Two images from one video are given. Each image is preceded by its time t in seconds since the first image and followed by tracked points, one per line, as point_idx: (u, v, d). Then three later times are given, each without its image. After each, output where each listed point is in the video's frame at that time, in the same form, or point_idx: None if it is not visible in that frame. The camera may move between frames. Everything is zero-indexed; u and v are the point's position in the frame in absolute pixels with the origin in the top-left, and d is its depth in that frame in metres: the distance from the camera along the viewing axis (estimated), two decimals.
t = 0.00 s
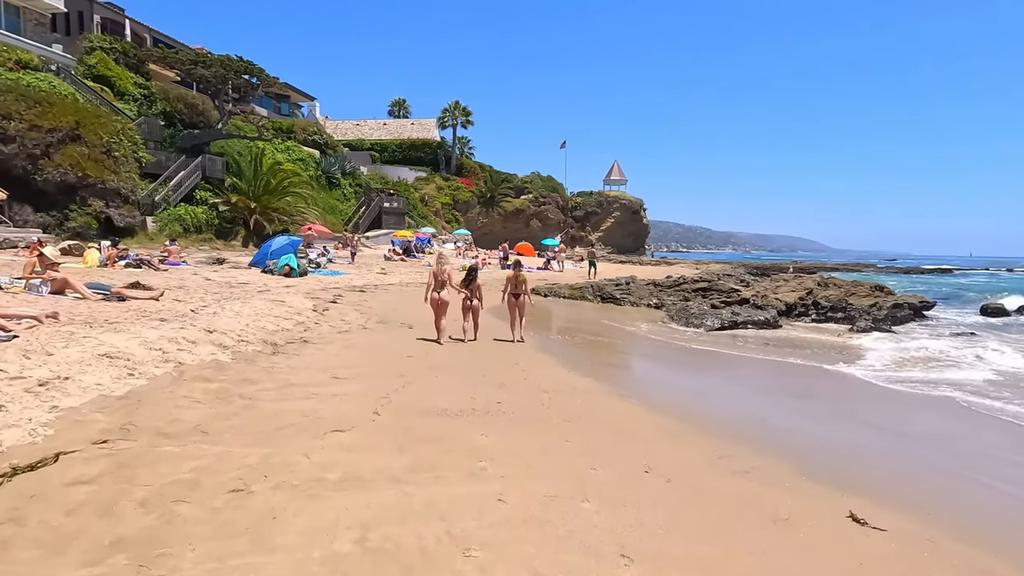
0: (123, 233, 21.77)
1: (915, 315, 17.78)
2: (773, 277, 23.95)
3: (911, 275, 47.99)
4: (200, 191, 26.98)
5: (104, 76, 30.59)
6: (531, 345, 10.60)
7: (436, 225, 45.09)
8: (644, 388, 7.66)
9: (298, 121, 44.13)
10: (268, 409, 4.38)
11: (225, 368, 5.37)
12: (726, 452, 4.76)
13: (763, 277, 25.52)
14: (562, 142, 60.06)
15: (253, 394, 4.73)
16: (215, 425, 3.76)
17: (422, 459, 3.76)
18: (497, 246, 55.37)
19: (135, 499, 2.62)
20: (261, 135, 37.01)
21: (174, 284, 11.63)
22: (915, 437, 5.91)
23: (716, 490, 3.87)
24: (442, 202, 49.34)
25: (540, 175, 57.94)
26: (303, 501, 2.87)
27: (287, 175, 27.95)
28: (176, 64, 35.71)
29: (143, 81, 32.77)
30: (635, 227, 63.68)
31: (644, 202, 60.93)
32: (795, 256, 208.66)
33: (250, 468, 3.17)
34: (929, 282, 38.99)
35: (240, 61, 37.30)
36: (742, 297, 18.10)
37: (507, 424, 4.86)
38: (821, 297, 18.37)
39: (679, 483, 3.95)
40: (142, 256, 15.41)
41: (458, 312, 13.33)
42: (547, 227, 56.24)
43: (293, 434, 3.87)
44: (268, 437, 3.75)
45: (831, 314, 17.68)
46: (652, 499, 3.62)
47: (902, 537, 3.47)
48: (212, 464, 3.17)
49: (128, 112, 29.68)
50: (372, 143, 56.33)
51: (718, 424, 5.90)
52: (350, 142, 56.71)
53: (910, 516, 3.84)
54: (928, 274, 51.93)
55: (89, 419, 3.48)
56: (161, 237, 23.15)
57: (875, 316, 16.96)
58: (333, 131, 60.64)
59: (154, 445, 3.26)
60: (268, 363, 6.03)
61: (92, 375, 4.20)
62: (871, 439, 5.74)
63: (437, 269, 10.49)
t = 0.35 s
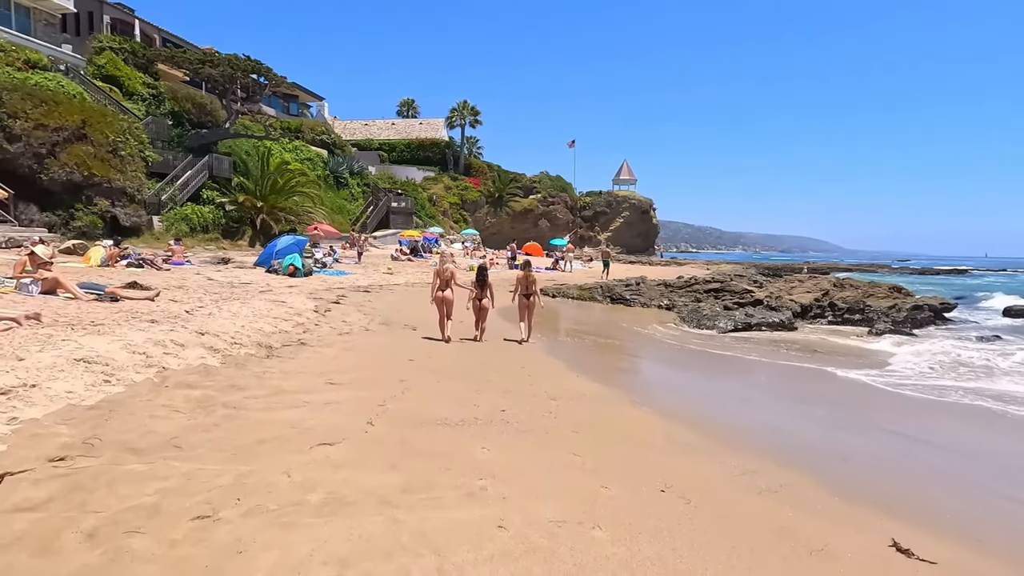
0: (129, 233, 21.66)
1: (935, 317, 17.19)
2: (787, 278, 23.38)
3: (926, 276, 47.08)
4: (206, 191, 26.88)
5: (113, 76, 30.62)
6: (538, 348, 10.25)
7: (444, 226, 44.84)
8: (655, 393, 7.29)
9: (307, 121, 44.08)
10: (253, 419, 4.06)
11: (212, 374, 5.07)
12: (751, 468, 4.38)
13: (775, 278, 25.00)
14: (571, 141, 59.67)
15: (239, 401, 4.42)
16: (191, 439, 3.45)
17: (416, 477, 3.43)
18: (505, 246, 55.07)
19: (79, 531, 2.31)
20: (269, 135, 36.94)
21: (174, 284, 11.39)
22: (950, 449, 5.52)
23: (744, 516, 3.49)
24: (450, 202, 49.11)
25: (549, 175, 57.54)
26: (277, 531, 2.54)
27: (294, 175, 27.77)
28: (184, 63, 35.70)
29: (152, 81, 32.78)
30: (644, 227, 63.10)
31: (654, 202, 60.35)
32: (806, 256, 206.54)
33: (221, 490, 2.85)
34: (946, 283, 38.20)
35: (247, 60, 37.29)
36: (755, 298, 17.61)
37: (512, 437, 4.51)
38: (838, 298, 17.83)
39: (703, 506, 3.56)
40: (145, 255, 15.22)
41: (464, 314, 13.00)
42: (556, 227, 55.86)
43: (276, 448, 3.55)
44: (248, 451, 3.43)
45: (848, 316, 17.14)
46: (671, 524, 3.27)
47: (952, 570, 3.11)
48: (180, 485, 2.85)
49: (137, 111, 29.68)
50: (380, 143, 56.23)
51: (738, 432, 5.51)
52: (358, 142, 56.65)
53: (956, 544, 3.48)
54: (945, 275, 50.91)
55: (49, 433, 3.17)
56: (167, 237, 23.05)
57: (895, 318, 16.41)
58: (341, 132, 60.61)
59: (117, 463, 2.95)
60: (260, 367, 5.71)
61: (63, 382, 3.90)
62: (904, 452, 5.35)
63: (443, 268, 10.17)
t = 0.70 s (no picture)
0: (134, 233, 21.53)
1: (955, 320, 16.64)
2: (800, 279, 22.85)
3: (941, 277, 46.25)
4: (212, 191, 26.74)
5: (120, 76, 30.58)
6: (546, 352, 9.91)
7: (451, 226, 44.58)
8: (667, 402, 6.92)
9: (314, 121, 43.96)
10: (237, 436, 3.75)
11: (200, 384, 4.76)
12: (779, 493, 4.02)
13: (788, 280, 24.44)
14: (578, 141, 59.23)
15: (225, 415, 4.12)
16: (166, 463, 3.14)
17: (412, 506, 3.10)
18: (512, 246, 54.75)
19: None
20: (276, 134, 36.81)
21: (174, 286, 11.13)
22: (987, 467, 5.16)
23: (777, 552, 3.14)
24: (457, 202, 48.84)
25: (556, 174, 57.11)
26: None
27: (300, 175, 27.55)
28: (190, 63, 35.61)
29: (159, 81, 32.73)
30: (653, 227, 62.55)
31: (662, 202, 59.79)
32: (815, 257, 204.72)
33: (191, 526, 2.53)
34: (961, 284, 37.45)
35: (253, 60, 37.18)
36: (768, 300, 17.16)
37: (519, 456, 4.16)
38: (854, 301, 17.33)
39: (730, 540, 3.21)
40: (147, 256, 15.03)
41: (470, 316, 12.67)
42: (563, 227, 55.47)
43: (259, 472, 3.23)
44: (227, 476, 3.12)
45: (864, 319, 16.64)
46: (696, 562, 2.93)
47: None
48: (144, 520, 2.53)
49: (143, 112, 29.62)
50: (387, 143, 56.08)
51: (759, 446, 5.15)
52: (365, 142, 56.51)
53: None
54: (960, 276, 50.00)
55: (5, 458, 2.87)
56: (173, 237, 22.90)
57: (913, 321, 15.89)
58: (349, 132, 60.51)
59: (76, 494, 2.65)
60: (253, 376, 5.41)
61: (31, 398, 3.60)
62: (938, 470, 4.98)
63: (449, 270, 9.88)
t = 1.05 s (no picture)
0: (136, 232, 21.38)
1: (974, 322, 16.16)
2: (812, 280, 22.37)
3: (954, 278, 45.50)
4: (216, 190, 26.58)
5: (126, 75, 30.53)
6: (551, 354, 9.57)
7: (456, 226, 44.31)
8: (678, 407, 6.60)
9: (319, 121, 43.83)
10: (216, 448, 3.45)
11: (183, 390, 4.47)
12: (806, 512, 3.68)
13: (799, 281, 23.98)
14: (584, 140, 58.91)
15: (206, 424, 3.81)
16: (131, 481, 2.83)
17: (403, 530, 2.78)
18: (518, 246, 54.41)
19: None
20: (281, 134, 36.70)
21: (172, 285, 10.90)
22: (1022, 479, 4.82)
23: None
24: (463, 202, 48.57)
25: (563, 174, 56.70)
26: None
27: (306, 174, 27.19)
28: (195, 62, 35.56)
29: (164, 80, 32.66)
30: (659, 227, 62.01)
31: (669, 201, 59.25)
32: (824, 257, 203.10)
33: (149, 558, 2.23)
34: (975, 285, 36.73)
35: (258, 58, 37.08)
36: (780, 301, 16.75)
37: (523, 471, 3.84)
38: (868, 302, 16.89)
39: (758, 570, 2.89)
40: (147, 255, 14.81)
41: (474, 317, 12.37)
42: (569, 227, 55.09)
43: (234, 491, 2.92)
44: (199, 496, 2.81)
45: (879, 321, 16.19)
46: None
47: None
48: (95, 551, 2.23)
49: (148, 111, 29.55)
50: (393, 143, 55.94)
51: (779, 455, 4.82)
52: (371, 142, 56.38)
53: None
54: (972, 277, 49.17)
55: None
56: (176, 236, 22.71)
57: (930, 323, 15.42)
58: (354, 131, 60.40)
59: (23, 521, 2.35)
60: (242, 381, 5.11)
61: None
62: (972, 483, 4.63)
63: (452, 270, 9.59)
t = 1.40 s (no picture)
0: (137, 233, 21.17)
1: (992, 325, 15.68)
2: (824, 281, 21.90)
3: (966, 278, 44.79)
4: (218, 191, 26.35)
5: (129, 76, 30.36)
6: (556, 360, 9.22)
7: (461, 226, 43.99)
8: (691, 419, 6.25)
9: (324, 121, 43.60)
10: (187, 475, 3.11)
11: (160, 406, 4.14)
12: (844, 548, 3.34)
13: (810, 282, 23.50)
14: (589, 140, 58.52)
15: (181, 445, 3.50)
16: (83, 520, 2.52)
17: None
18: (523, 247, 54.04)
19: None
20: (285, 134, 36.50)
21: (167, 288, 10.62)
22: None
23: None
24: (468, 202, 48.26)
25: (568, 174, 56.31)
26: None
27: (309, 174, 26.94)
28: (199, 62, 35.40)
29: (168, 80, 32.52)
30: (666, 228, 61.48)
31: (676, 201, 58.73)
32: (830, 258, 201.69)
33: None
34: (988, 286, 36.05)
35: (261, 58, 36.89)
36: (791, 304, 16.33)
37: (526, 499, 3.50)
38: (882, 305, 16.45)
39: None
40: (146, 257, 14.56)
41: (478, 320, 12.02)
42: (574, 227, 54.71)
43: (200, 530, 2.60)
44: (158, 537, 2.49)
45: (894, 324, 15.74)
46: None
47: None
48: None
49: (151, 111, 29.39)
50: (398, 143, 55.74)
51: (804, 477, 4.49)
52: (375, 143, 56.18)
53: None
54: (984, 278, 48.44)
55: None
56: (177, 237, 22.47)
57: (948, 327, 14.95)
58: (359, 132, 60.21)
59: None
60: (227, 394, 4.78)
61: None
62: (1014, 508, 4.27)
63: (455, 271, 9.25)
